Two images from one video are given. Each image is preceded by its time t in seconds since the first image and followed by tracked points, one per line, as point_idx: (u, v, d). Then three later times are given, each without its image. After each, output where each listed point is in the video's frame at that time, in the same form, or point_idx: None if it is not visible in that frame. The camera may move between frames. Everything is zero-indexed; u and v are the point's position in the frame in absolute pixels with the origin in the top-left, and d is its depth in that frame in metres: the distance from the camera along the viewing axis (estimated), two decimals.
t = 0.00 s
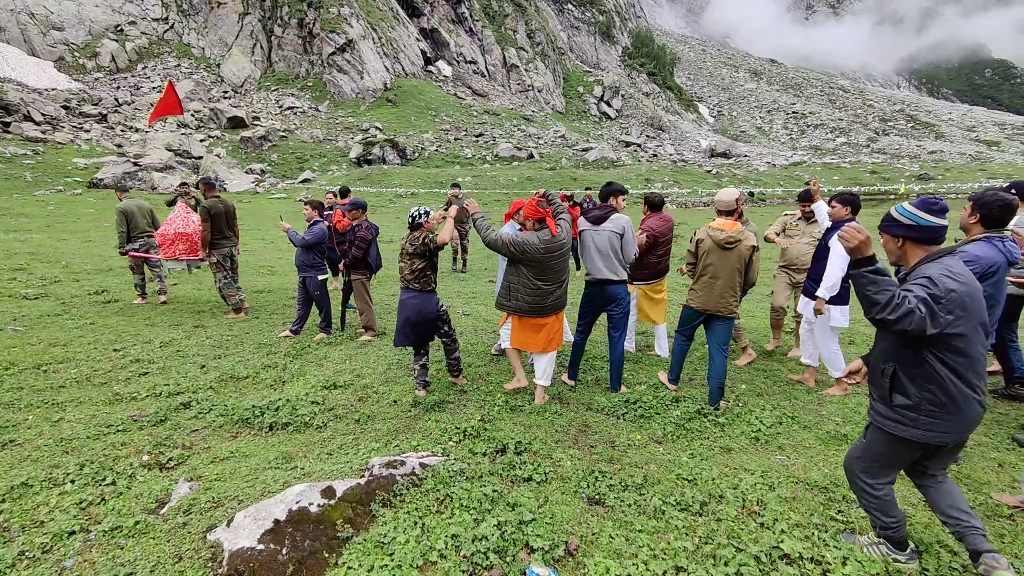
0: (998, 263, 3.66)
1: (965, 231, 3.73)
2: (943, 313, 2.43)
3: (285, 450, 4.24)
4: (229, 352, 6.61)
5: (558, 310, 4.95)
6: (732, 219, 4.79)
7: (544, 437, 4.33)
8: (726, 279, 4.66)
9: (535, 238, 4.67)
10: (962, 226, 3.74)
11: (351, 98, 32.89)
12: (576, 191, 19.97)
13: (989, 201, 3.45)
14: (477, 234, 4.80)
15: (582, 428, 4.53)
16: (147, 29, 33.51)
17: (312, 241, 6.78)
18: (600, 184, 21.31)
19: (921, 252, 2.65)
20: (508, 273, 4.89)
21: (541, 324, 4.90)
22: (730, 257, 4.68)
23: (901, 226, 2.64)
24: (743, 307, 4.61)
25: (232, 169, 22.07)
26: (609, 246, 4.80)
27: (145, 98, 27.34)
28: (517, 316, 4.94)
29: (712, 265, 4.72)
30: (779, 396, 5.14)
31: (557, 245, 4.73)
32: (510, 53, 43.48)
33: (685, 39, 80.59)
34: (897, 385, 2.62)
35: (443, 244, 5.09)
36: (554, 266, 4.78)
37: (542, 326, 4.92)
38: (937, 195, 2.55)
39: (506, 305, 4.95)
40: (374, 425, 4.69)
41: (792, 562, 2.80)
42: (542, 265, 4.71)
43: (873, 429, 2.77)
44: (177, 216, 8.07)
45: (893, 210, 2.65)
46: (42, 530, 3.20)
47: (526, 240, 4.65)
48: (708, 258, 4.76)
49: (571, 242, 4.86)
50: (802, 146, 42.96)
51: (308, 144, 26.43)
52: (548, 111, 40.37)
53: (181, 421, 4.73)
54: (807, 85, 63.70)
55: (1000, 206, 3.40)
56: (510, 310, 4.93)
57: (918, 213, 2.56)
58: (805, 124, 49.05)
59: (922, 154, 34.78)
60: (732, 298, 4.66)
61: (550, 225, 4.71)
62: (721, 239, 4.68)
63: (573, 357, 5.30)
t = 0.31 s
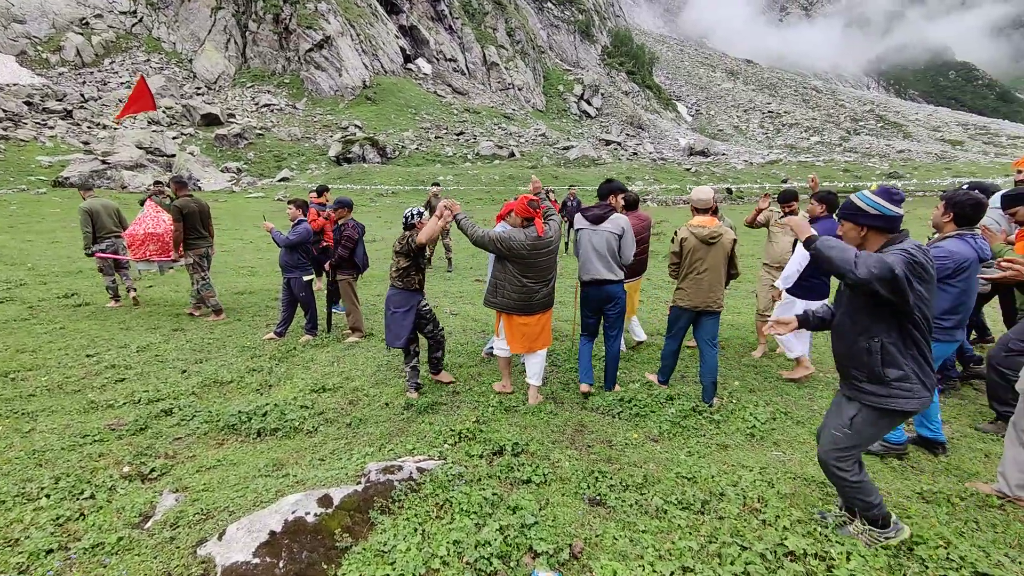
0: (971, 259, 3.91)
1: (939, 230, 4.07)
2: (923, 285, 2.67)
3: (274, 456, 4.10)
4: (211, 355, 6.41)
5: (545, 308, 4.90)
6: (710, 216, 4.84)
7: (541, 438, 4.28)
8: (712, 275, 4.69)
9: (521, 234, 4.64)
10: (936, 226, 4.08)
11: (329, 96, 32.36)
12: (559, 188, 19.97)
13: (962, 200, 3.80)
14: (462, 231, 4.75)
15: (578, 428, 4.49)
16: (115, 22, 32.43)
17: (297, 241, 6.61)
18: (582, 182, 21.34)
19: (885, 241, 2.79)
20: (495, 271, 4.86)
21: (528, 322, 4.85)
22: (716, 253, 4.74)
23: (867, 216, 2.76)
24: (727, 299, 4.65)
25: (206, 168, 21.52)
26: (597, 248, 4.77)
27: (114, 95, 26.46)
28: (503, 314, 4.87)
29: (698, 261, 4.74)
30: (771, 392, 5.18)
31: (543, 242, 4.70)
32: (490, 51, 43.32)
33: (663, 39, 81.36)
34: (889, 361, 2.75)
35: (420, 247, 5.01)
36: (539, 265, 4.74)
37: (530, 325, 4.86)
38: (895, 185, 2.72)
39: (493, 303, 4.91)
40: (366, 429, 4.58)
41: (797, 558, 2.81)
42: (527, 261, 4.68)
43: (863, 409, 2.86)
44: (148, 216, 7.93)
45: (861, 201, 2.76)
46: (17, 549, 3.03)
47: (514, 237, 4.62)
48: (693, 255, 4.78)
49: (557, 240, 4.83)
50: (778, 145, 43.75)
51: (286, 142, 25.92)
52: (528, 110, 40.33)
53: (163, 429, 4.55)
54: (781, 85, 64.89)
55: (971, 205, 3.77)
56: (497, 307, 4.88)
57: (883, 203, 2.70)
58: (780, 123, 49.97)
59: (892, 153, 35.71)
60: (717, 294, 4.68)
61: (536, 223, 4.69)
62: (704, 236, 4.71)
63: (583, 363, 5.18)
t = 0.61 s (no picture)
0: (922, 261, 3.84)
1: (898, 233, 4.04)
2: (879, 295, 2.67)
3: (258, 465, 3.96)
4: (185, 361, 6.17)
5: (520, 307, 4.91)
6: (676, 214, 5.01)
7: (534, 439, 4.24)
8: (682, 269, 4.79)
9: (493, 232, 4.70)
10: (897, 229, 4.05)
11: (298, 91, 31.61)
12: (535, 186, 19.97)
13: (921, 204, 3.82)
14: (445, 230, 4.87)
15: (570, 428, 4.48)
16: (68, 12, 30.91)
17: (275, 242, 6.40)
18: (557, 180, 21.40)
19: (836, 238, 2.76)
20: (472, 269, 4.89)
21: (503, 319, 4.86)
22: (686, 247, 4.88)
23: (820, 212, 2.73)
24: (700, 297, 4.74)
25: (170, 165, 20.76)
26: (575, 246, 4.73)
27: (68, 88, 25.25)
28: (479, 312, 4.88)
29: (670, 256, 4.83)
30: (755, 387, 5.26)
31: (516, 241, 4.74)
32: (463, 48, 43.05)
33: (635, 37, 82.20)
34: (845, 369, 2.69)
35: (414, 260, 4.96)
36: (512, 264, 4.76)
37: (504, 322, 4.87)
38: (846, 184, 2.73)
39: (470, 300, 4.93)
40: (353, 434, 4.47)
41: (794, 552, 2.86)
42: (498, 259, 4.72)
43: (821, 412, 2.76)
44: (106, 215, 7.52)
45: (816, 196, 2.72)
46: None
47: (488, 235, 4.69)
48: (665, 251, 4.88)
49: (532, 239, 4.86)
50: (747, 142, 44.73)
51: (254, 139, 25.20)
52: (502, 107, 40.25)
53: (137, 441, 4.35)
54: (749, 84, 66.38)
55: (931, 209, 3.78)
56: (473, 305, 4.89)
57: (836, 200, 2.69)
58: (748, 121, 51.14)
59: (855, 151, 36.95)
60: (687, 287, 4.80)
61: (511, 221, 4.75)
62: (672, 232, 4.86)
63: (569, 367, 4.94)
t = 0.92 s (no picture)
0: (886, 254, 3.81)
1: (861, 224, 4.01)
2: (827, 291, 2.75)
3: (236, 469, 3.86)
4: (158, 362, 5.98)
5: (499, 300, 4.93)
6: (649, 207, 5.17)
7: (519, 438, 4.23)
8: (656, 262, 5.01)
9: (468, 228, 4.71)
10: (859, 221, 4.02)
11: (273, 86, 30.96)
12: (515, 184, 19.93)
13: (877, 193, 3.78)
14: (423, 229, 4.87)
15: (555, 426, 4.47)
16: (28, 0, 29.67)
17: (252, 240, 6.26)
18: (537, 178, 21.42)
19: (786, 236, 2.82)
20: (449, 265, 4.89)
21: (483, 313, 4.86)
22: (659, 241, 5.10)
23: (773, 211, 2.78)
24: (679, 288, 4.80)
25: (138, 161, 20.12)
26: (552, 243, 4.69)
27: (29, 79, 24.23)
28: (458, 306, 4.88)
29: (644, 249, 5.00)
30: (736, 384, 5.32)
31: (492, 235, 4.77)
32: (442, 45, 42.72)
33: (613, 36, 82.73)
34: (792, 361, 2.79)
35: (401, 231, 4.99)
36: (486, 257, 4.77)
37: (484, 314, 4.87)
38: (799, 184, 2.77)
39: (448, 296, 4.93)
40: (335, 435, 4.39)
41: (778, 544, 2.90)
42: (473, 253, 4.74)
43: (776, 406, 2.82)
44: (67, 211, 7.29)
45: (769, 197, 2.77)
46: None
47: (464, 229, 4.70)
48: (640, 244, 5.03)
49: (509, 233, 4.90)
50: (723, 142, 45.48)
51: (227, 134, 24.58)
52: (481, 104, 40.10)
53: (108, 446, 4.19)
54: (725, 85, 67.50)
55: (886, 197, 3.75)
56: (452, 299, 4.88)
57: (787, 200, 2.73)
58: (724, 122, 52.00)
59: (826, 152, 37.90)
60: (659, 279, 5.04)
61: (485, 216, 4.76)
62: (647, 225, 5.04)
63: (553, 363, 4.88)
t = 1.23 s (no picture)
0: (856, 257, 3.93)
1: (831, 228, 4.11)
2: (759, 290, 2.74)
3: (219, 472, 3.82)
4: (138, 364, 5.88)
5: (484, 300, 4.96)
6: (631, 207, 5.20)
7: (505, 437, 4.24)
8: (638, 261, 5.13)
9: (450, 229, 4.74)
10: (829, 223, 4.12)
11: (257, 84, 30.58)
12: (501, 184, 19.95)
13: (850, 199, 3.92)
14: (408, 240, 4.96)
15: (541, 425, 4.49)
16: None
17: (236, 240, 6.18)
18: (524, 178, 21.44)
19: (733, 234, 2.84)
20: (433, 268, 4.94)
21: (469, 313, 4.89)
22: (641, 241, 5.17)
23: (722, 208, 2.79)
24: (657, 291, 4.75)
25: (118, 159, 19.74)
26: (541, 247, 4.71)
27: (3, 75, 23.63)
28: (444, 308, 4.90)
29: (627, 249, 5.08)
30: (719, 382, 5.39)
31: (474, 236, 4.78)
32: (428, 45, 42.62)
33: (600, 38, 83.19)
34: (724, 354, 2.86)
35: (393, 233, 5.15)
36: (472, 259, 4.80)
37: (472, 314, 4.91)
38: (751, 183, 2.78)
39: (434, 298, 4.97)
40: (320, 437, 4.37)
41: (759, 540, 2.96)
42: (458, 257, 4.76)
43: (722, 404, 2.90)
44: (40, 209, 7.17)
45: (715, 193, 2.80)
46: None
47: (449, 231, 4.72)
48: (623, 244, 5.07)
49: (492, 232, 4.92)
50: (708, 144, 46.03)
51: (210, 133, 24.22)
52: (468, 104, 40.06)
53: (87, 450, 4.11)
54: (709, 87, 68.29)
55: (859, 202, 3.89)
56: (438, 301, 4.91)
57: (737, 198, 2.73)
58: (709, 123, 52.59)
59: (808, 154, 38.54)
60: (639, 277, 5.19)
61: (466, 218, 4.78)
62: (631, 226, 5.06)
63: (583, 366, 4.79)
